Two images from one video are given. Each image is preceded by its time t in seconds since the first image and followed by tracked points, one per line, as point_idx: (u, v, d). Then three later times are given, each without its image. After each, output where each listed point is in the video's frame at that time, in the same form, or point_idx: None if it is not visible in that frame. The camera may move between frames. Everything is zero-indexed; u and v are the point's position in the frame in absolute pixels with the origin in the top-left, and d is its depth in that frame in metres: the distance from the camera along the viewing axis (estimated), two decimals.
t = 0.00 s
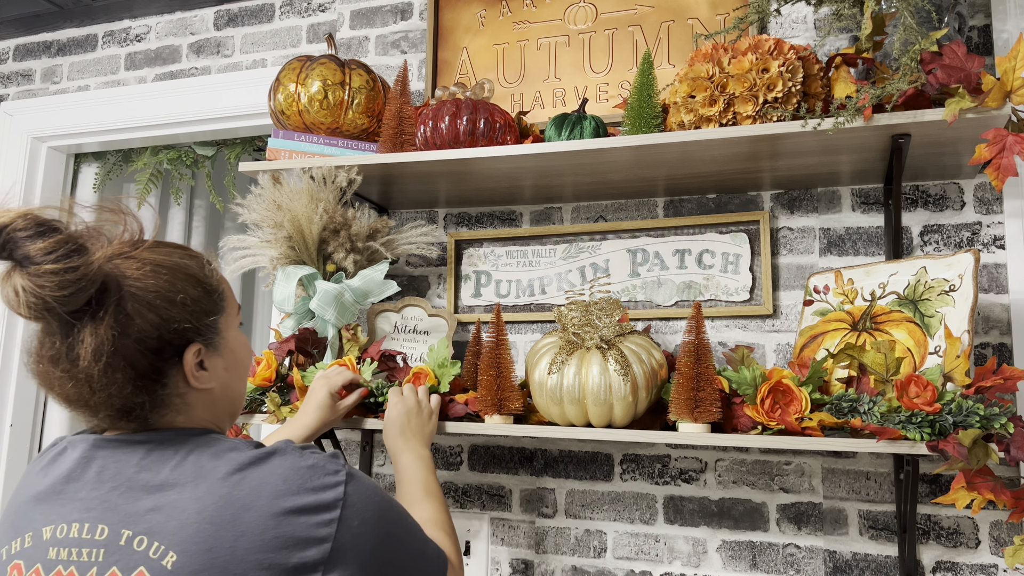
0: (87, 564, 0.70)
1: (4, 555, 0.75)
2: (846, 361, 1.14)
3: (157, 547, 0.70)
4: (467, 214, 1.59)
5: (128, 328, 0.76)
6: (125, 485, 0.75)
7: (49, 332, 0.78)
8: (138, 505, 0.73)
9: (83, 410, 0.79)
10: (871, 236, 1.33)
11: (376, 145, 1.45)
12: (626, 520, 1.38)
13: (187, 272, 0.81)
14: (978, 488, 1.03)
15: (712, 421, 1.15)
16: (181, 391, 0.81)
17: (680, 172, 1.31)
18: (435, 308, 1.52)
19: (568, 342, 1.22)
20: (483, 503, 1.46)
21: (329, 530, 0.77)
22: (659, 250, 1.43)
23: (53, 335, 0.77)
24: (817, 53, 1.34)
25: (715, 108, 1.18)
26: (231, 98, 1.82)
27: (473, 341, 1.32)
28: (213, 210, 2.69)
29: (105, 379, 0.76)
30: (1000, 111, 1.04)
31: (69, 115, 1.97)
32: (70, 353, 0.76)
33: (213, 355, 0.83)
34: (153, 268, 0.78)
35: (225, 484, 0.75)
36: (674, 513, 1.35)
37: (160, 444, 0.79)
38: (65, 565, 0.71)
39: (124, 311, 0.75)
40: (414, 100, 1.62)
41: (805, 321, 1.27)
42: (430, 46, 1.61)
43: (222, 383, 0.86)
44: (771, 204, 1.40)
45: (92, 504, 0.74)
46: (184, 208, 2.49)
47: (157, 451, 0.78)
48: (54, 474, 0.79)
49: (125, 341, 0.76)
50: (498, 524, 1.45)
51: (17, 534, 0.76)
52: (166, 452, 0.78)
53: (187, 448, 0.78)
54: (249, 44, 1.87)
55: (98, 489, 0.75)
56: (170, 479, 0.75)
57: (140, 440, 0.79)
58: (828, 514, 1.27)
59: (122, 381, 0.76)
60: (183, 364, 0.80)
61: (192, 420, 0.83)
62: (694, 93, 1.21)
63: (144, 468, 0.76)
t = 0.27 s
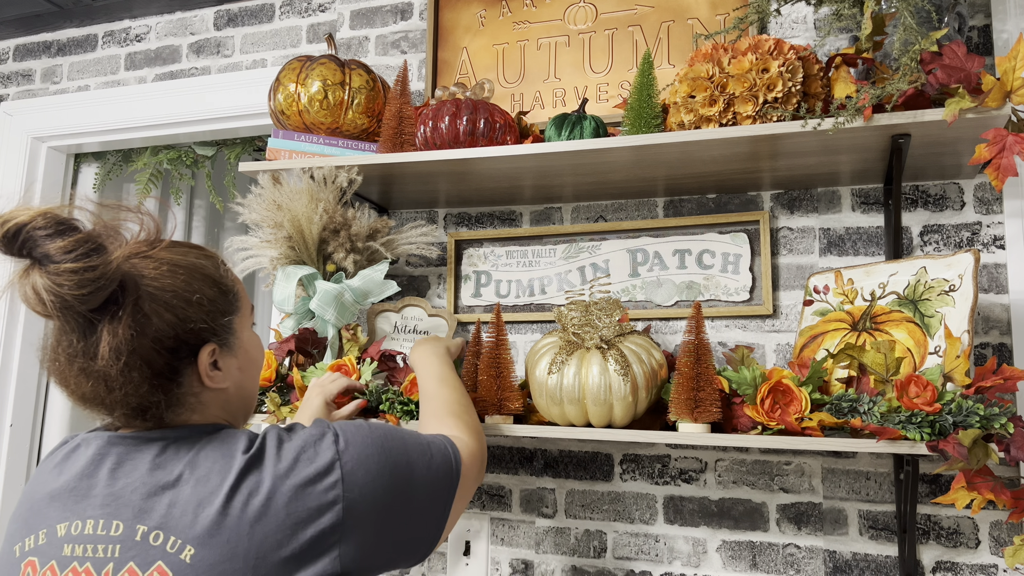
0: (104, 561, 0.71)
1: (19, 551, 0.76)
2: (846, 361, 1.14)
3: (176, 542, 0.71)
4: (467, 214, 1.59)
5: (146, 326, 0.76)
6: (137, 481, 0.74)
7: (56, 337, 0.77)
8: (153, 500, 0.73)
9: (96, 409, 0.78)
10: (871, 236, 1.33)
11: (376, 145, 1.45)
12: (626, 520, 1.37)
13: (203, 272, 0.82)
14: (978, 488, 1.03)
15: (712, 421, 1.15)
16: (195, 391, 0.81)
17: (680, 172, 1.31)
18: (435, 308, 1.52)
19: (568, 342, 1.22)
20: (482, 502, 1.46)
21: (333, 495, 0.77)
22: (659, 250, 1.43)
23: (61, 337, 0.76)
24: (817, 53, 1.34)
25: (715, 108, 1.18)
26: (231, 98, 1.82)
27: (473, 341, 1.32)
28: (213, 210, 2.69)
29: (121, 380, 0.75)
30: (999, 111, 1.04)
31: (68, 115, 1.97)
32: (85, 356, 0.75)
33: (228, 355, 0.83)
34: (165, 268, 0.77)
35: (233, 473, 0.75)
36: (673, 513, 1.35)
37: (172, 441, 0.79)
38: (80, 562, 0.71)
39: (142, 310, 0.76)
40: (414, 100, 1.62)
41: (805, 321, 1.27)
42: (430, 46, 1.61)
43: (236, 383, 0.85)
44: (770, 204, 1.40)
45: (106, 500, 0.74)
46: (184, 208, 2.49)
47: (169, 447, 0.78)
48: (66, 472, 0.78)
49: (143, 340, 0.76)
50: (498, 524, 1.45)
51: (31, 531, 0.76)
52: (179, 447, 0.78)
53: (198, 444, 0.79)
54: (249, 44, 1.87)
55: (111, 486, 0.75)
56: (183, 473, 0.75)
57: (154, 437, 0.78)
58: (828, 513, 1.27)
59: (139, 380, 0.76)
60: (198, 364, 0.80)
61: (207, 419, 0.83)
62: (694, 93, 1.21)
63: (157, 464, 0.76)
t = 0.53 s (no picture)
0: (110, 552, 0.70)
1: (23, 544, 0.75)
2: (846, 361, 1.14)
3: (182, 532, 0.70)
4: (467, 214, 1.59)
5: (161, 312, 0.76)
6: (145, 473, 0.74)
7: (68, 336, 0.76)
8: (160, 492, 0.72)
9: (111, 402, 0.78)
10: (871, 236, 1.33)
11: (376, 145, 1.45)
12: (626, 520, 1.38)
13: (209, 263, 0.82)
14: (978, 488, 1.03)
15: (712, 421, 1.15)
16: (208, 380, 0.81)
17: (680, 172, 1.31)
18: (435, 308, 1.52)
19: (568, 342, 1.22)
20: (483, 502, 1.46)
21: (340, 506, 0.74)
22: (659, 250, 1.43)
23: (75, 337, 0.75)
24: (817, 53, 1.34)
25: (715, 108, 1.18)
26: (231, 98, 1.82)
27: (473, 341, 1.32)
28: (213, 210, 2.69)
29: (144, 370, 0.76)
30: (999, 111, 1.04)
31: (68, 115, 1.97)
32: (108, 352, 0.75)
33: (234, 344, 0.84)
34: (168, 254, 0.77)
35: (243, 467, 0.74)
36: (673, 513, 1.35)
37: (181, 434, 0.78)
38: (87, 553, 0.71)
39: (156, 297, 0.75)
40: (414, 100, 1.62)
41: (805, 320, 1.27)
42: (430, 46, 1.61)
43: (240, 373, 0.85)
44: (770, 204, 1.40)
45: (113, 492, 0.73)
46: (184, 208, 2.49)
47: (179, 439, 0.77)
48: (74, 467, 0.77)
49: (159, 327, 0.75)
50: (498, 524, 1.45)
51: (36, 524, 0.75)
52: (189, 441, 0.77)
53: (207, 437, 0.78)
54: (249, 44, 1.87)
55: (119, 478, 0.74)
56: (191, 466, 0.74)
57: (164, 430, 0.78)
58: (828, 513, 1.27)
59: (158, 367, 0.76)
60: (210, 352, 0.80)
61: (218, 410, 0.83)
62: (694, 93, 1.21)
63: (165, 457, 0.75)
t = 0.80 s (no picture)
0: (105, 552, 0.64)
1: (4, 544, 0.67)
2: (846, 361, 1.14)
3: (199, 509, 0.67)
4: (467, 214, 1.59)
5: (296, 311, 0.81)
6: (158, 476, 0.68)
7: (150, 326, 0.79)
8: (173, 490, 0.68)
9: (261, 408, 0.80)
10: (871, 236, 1.33)
11: (376, 145, 1.45)
12: (626, 520, 1.38)
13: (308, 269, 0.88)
14: (978, 488, 1.03)
15: (712, 422, 1.15)
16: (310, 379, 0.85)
17: (680, 172, 1.31)
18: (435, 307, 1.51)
19: (568, 342, 1.22)
20: (483, 502, 1.46)
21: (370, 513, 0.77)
22: (659, 250, 1.43)
23: (164, 326, 0.78)
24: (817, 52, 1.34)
25: (715, 108, 1.18)
26: (231, 98, 1.82)
27: (473, 341, 1.33)
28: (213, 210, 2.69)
29: (244, 363, 0.78)
30: (999, 111, 1.04)
31: (68, 115, 1.97)
32: (202, 337, 0.77)
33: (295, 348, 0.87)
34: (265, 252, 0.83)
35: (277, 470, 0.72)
36: (673, 513, 1.35)
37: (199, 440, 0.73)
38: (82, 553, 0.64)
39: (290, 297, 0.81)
40: (414, 99, 1.62)
41: (805, 320, 1.27)
42: (430, 46, 1.61)
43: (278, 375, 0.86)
44: (770, 204, 1.40)
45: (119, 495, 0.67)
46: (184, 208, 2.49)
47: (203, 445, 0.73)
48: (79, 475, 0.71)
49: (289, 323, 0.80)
50: (498, 524, 1.45)
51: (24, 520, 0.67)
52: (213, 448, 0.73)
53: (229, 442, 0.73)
54: (249, 44, 1.87)
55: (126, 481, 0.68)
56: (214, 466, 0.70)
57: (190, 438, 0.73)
58: (828, 513, 1.27)
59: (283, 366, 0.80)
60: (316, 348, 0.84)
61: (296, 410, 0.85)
62: (693, 93, 1.21)
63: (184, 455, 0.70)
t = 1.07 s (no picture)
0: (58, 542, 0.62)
1: None
2: (846, 361, 1.14)
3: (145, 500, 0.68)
4: (467, 214, 1.59)
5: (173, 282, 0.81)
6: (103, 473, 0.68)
7: (14, 318, 0.76)
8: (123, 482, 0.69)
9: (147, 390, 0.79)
10: (871, 236, 1.33)
11: (376, 145, 1.45)
12: (626, 520, 1.37)
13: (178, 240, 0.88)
14: (978, 488, 1.03)
15: (712, 422, 1.15)
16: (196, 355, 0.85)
17: (680, 172, 1.31)
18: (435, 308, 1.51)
19: (568, 342, 1.22)
20: (482, 503, 1.46)
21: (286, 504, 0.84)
22: (659, 250, 1.43)
23: (35, 317, 0.75)
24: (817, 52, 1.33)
25: (715, 108, 1.18)
26: (231, 98, 1.82)
27: (473, 341, 1.33)
28: (213, 210, 2.69)
29: (135, 348, 0.78)
30: (1000, 111, 1.04)
31: (69, 115, 1.97)
32: (84, 324, 0.75)
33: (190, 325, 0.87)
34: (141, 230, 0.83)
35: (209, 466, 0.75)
36: (674, 513, 1.35)
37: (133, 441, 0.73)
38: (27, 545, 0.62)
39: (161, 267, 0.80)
40: (414, 99, 1.62)
41: (805, 320, 1.27)
42: (430, 46, 1.61)
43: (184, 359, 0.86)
44: (771, 204, 1.40)
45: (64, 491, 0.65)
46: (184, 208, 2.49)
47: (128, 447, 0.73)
48: None
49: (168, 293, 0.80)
50: (498, 524, 1.45)
51: None
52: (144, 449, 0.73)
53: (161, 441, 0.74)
54: (249, 43, 1.87)
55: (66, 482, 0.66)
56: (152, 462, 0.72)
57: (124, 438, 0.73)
58: (828, 513, 1.27)
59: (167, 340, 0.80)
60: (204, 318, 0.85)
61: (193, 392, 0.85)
62: (694, 93, 1.21)
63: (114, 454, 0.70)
